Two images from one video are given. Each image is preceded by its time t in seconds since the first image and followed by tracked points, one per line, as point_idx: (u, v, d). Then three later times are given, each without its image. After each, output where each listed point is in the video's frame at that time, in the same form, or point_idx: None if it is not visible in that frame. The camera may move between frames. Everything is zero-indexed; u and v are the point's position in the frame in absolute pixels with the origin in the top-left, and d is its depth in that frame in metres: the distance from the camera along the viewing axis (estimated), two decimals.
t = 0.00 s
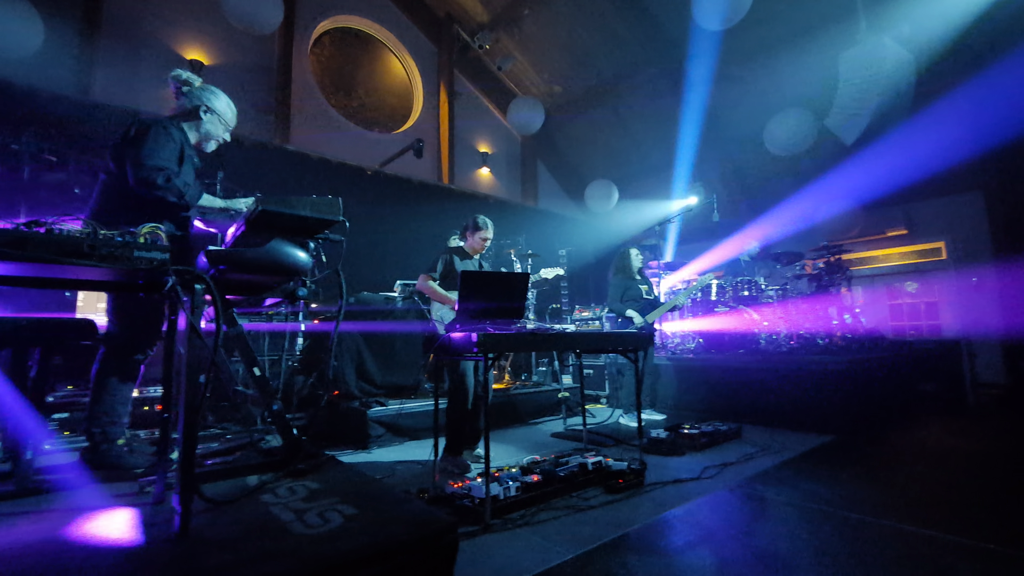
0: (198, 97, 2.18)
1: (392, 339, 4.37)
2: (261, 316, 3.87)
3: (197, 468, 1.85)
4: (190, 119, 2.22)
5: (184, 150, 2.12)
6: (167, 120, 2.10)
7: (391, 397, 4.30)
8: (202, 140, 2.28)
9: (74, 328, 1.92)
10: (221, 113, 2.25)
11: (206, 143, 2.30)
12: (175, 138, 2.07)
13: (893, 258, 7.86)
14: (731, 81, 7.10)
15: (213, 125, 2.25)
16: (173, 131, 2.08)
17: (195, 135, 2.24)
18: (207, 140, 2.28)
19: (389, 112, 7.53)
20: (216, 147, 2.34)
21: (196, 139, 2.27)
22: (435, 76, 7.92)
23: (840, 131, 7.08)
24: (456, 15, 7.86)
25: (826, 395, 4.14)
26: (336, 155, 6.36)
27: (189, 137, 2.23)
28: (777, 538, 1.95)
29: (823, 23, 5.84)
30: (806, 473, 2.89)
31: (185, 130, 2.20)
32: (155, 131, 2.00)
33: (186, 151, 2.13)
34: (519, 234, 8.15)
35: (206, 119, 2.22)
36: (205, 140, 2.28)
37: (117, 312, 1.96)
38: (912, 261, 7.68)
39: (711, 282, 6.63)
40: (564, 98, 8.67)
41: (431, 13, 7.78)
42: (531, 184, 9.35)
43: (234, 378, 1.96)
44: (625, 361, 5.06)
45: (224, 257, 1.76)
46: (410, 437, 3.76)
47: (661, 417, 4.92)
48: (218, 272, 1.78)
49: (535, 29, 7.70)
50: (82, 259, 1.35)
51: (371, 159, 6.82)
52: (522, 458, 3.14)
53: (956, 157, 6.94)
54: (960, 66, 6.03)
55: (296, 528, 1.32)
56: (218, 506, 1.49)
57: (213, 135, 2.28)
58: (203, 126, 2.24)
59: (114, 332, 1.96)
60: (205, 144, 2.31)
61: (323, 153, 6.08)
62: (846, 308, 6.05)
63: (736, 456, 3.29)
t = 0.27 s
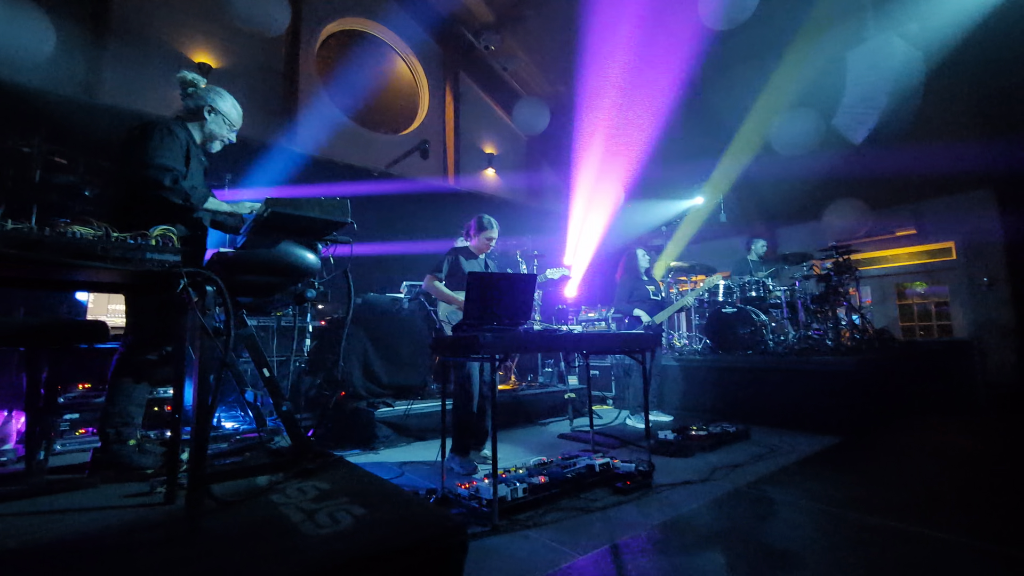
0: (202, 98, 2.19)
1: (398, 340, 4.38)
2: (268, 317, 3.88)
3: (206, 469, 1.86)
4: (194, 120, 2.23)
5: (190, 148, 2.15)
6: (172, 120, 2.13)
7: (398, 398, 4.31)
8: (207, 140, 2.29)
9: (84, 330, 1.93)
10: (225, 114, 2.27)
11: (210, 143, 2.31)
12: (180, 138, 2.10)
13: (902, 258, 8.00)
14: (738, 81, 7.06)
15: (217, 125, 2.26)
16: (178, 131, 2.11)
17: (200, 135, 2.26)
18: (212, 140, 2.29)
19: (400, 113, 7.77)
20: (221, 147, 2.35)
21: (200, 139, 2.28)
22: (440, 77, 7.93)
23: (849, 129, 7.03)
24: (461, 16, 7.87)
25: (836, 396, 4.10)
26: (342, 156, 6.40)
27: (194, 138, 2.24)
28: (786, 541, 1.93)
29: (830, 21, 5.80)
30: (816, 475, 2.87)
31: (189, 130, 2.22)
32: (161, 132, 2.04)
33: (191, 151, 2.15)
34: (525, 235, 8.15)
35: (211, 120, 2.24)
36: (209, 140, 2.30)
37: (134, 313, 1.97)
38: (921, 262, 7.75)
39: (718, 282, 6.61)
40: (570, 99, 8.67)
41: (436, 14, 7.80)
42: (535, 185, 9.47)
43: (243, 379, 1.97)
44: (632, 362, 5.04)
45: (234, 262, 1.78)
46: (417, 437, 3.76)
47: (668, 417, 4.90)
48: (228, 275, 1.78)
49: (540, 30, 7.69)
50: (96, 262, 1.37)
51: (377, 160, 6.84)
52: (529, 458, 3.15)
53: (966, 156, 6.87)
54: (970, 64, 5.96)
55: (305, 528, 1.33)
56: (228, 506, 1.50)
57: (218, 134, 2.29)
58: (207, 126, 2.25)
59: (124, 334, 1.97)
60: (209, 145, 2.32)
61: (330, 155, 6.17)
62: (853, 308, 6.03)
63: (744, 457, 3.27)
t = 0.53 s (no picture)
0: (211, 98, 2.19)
1: (404, 340, 4.39)
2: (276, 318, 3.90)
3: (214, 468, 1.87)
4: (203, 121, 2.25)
5: (201, 153, 2.14)
6: (183, 123, 2.15)
7: (404, 399, 4.32)
8: (217, 140, 2.31)
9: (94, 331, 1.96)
10: (233, 114, 2.25)
11: (219, 144, 2.33)
12: (192, 141, 2.11)
13: (912, 257, 7.83)
14: (744, 80, 7.02)
15: (225, 125, 2.26)
16: (190, 135, 2.11)
17: (209, 136, 2.28)
18: (221, 140, 2.31)
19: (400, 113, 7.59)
20: (230, 148, 2.36)
21: (209, 140, 2.30)
22: (446, 78, 7.94)
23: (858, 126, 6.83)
24: (466, 18, 7.89)
25: (845, 398, 4.05)
26: (349, 157, 6.42)
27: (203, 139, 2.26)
28: (794, 543, 1.91)
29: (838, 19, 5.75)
30: (825, 477, 2.83)
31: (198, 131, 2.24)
32: (174, 136, 2.05)
33: (201, 153, 2.15)
34: (531, 235, 8.15)
35: (218, 120, 2.23)
36: (218, 141, 2.31)
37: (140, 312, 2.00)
38: (931, 261, 7.60)
39: (725, 283, 6.60)
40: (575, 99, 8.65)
41: (442, 15, 7.81)
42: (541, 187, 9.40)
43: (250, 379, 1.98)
44: (638, 363, 5.01)
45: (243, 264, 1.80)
46: (423, 438, 3.77)
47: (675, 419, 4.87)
48: (234, 276, 1.80)
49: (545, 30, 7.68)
50: (104, 261, 1.39)
51: (384, 161, 6.87)
52: (535, 459, 3.14)
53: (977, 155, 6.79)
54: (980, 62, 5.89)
55: (311, 529, 1.33)
56: (235, 506, 1.50)
57: (227, 135, 2.30)
58: (216, 127, 2.26)
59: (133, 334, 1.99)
60: (218, 146, 2.34)
61: (337, 156, 6.21)
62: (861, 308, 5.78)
63: (753, 459, 3.24)
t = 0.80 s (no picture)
0: (221, 102, 2.24)
1: (408, 340, 4.40)
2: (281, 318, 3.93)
3: (218, 466, 1.88)
4: (214, 124, 2.27)
5: (209, 155, 2.16)
6: (194, 126, 2.17)
7: (408, 399, 4.33)
8: (225, 143, 2.32)
9: (100, 330, 1.98)
10: (242, 117, 2.29)
11: (228, 146, 2.33)
12: (200, 144, 2.13)
13: (919, 257, 7.86)
14: (750, 79, 6.98)
15: (233, 128, 2.29)
16: (199, 137, 2.13)
17: (219, 139, 2.28)
18: (230, 144, 2.31)
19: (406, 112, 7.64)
20: (239, 150, 2.36)
21: (219, 143, 2.30)
22: (450, 79, 7.95)
23: (864, 125, 6.83)
24: (471, 18, 7.90)
25: (850, 398, 4.03)
26: (354, 157, 6.45)
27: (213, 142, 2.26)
28: (798, 544, 1.90)
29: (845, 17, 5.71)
30: (829, 478, 2.82)
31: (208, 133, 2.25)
32: (182, 138, 2.07)
33: (210, 155, 2.17)
34: (535, 236, 8.15)
35: (228, 123, 2.26)
36: (227, 144, 2.32)
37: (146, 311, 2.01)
38: (941, 261, 7.63)
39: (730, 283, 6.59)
40: (580, 99, 8.64)
41: (446, 15, 7.82)
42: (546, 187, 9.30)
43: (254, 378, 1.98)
44: (642, 363, 5.00)
45: (246, 261, 1.79)
46: (427, 437, 3.78)
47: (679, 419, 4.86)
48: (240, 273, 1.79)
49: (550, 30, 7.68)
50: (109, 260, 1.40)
51: (388, 161, 6.90)
52: (539, 459, 3.14)
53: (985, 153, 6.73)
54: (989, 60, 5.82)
55: (314, 526, 1.33)
56: (239, 504, 1.52)
57: (236, 138, 2.31)
58: (224, 129, 2.28)
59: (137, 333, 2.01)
60: (228, 149, 2.34)
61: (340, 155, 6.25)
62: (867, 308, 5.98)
63: (757, 460, 3.22)
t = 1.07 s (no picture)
0: (225, 106, 2.23)
1: (411, 340, 4.41)
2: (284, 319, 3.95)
3: (222, 468, 1.89)
4: (215, 126, 2.28)
5: (209, 155, 2.17)
6: (193, 126, 2.19)
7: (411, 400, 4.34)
8: (226, 146, 2.34)
9: (105, 331, 1.99)
10: (246, 121, 2.29)
11: (228, 149, 2.35)
12: (200, 143, 2.14)
13: (925, 258, 7.78)
14: (754, 78, 6.94)
15: (237, 132, 2.29)
16: (198, 136, 2.15)
17: (219, 141, 2.30)
18: (231, 146, 2.33)
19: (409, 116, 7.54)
20: (238, 153, 2.39)
21: (219, 144, 2.32)
22: (453, 79, 7.95)
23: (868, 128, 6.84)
24: (473, 18, 7.90)
25: (854, 400, 4.00)
26: (357, 158, 6.45)
27: (213, 143, 2.28)
28: (801, 548, 1.89)
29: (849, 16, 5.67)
30: (833, 481, 2.80)
31: (209, 136, 2.26)
32: (183, 138, 2.09)
33: (210, 156, 2.18)
34: (538, 236, 8.14)
35: (231, 127, 2.27)
36: (228, 146, 2.33)
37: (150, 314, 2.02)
38: (948, 261, 7.55)
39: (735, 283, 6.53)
40: (583, 99, 8.63)
41: (449, 16, 7.84)
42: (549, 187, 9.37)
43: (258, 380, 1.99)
44: (645, 364, 4.99)
45: (247, 264, 1.82)
46: (429, 438, 3.78)
47: (682, 421, 4.84)
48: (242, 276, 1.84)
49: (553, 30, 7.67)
50: (114, 263, 1.41)
51: (391, 162, 6.90)
52: (542, 460, 3.14)
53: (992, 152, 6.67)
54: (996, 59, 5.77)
55: (316, 529, 1.34)
56: (242, 506, 1.52)
57: (237, 141, 2.33)
58: (227, 133, 2.29)
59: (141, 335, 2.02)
60: (227, 151, 2.36)
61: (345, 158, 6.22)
62: (874, 309, 5.99)
63: (761, 462, 3.21)
